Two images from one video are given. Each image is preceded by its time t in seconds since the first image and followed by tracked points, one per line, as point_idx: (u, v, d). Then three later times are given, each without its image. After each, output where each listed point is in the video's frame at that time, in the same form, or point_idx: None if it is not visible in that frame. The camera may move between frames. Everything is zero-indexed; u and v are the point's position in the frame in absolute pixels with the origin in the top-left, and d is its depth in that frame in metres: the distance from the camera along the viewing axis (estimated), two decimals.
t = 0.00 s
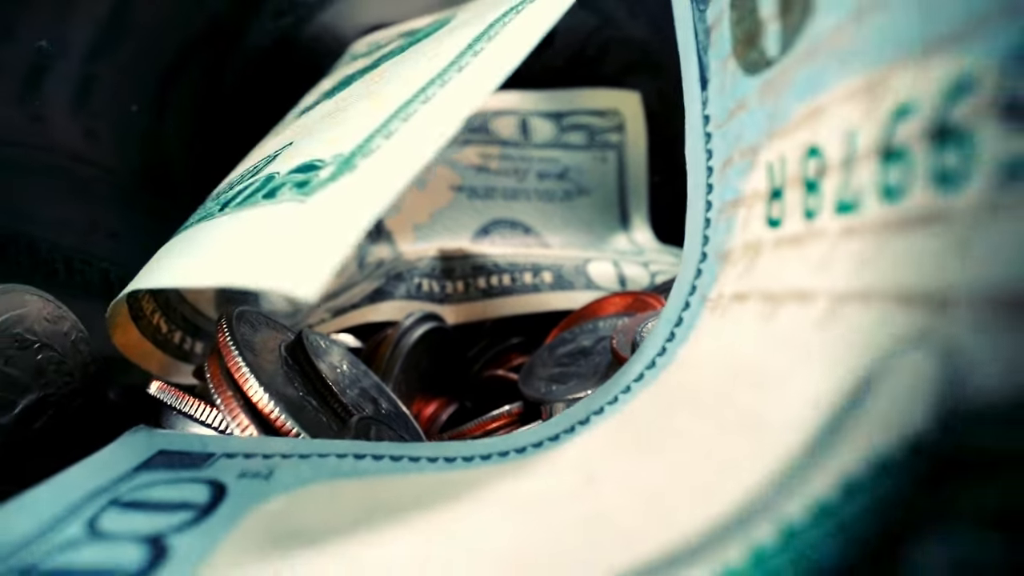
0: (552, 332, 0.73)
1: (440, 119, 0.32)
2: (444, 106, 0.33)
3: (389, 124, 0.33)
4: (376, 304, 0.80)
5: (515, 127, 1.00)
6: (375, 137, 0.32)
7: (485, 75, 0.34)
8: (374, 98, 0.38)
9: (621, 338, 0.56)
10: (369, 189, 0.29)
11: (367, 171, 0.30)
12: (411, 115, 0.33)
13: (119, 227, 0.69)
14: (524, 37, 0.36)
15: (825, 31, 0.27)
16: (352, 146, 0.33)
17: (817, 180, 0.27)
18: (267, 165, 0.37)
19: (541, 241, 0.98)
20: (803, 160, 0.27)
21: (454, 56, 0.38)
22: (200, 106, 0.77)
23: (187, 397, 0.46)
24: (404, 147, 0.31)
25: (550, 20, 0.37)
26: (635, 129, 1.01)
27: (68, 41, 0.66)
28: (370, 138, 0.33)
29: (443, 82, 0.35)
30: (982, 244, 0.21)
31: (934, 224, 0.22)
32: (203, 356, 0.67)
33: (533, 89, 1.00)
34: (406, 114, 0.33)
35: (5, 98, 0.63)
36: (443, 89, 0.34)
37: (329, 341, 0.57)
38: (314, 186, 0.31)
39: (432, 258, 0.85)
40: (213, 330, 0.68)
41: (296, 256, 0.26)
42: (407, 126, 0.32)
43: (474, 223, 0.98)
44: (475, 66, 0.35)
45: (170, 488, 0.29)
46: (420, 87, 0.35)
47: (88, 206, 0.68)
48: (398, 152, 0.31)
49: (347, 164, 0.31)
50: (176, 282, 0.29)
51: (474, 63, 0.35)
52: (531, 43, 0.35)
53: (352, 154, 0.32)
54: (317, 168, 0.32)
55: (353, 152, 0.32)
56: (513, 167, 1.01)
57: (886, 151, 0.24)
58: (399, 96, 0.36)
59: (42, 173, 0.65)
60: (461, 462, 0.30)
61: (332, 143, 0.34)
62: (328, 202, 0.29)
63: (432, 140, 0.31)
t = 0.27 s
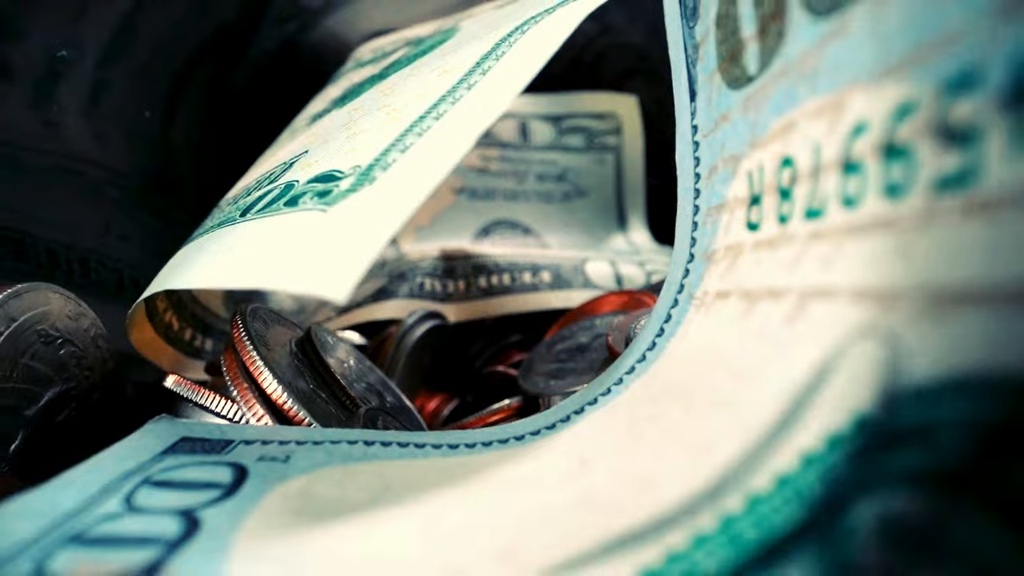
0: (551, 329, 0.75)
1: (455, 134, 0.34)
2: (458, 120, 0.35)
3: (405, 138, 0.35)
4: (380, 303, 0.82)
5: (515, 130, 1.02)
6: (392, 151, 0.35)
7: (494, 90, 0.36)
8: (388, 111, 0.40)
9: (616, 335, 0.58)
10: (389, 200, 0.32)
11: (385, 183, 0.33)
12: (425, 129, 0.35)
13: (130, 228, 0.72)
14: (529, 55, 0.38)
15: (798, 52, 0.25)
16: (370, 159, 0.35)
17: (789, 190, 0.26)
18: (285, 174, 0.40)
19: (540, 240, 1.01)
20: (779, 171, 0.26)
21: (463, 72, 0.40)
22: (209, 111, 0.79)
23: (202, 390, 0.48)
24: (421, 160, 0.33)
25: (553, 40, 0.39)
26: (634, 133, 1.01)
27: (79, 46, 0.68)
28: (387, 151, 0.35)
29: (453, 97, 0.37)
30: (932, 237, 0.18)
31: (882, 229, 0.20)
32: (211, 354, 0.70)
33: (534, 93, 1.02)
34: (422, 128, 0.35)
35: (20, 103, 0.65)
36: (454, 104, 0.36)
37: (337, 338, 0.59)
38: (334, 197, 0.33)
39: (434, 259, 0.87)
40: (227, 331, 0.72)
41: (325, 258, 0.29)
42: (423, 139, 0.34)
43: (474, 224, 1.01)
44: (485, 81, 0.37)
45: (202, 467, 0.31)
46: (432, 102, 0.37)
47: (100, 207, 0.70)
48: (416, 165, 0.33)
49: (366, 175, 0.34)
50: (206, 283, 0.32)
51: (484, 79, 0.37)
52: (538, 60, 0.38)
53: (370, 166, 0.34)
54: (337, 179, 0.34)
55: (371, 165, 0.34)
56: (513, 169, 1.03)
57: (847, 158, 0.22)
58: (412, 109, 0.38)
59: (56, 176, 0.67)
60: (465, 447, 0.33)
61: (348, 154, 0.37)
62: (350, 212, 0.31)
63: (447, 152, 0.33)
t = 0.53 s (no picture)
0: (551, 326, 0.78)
1: (462, 143, 0.36)
2: (465, 129, 0.37)
3: (415, 146, 0.37)
4: (384, 301, 0.84)
5: (516, 133, 1.04)
6: (403, 158, 0.37)
7: (498, 102, 0.38)
8: (397, 120, 0.42)
9: (613, 332, 0.60)
10: (401, 205, 0.34)
11: (398, 189, 0.35)
12: (434, 138, 0.37)
13: (142, 229, 0.75)
14: (531, 68, 0.41)
15: (775, 70, 0.27)
16: (382, 166, 0.37)
17: (768, 197, 0.27)
18: (298, 179, 0.42)
19: (539, 241, 1.03)
20: (759, 179, 0.28)
21: (468, 83, 0.42)
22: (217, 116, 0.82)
23: (217, 383, 0.50)
24: (432, 167, 0.35)
25: (553, 54, 0.41)
26: (632, 135, 1.02)
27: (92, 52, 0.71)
28: (398, 159, 0.37)
29: (460, 108, 0.39)
30: (881, 243, 0.20)
31: (839, 236, 0.22)
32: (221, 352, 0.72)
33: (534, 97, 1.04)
34: (430, 137, 0.38)
35: (34, 106, 0.68)
36: (460, 115, 0.38)
37: (344, 335, 0.61)
38: (349, 202, 0.35)
39: (437, 259, 0.90)
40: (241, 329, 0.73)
41: (344, 260, 0.31)
42: (432, 147, 0.37)
43: (475, 225, 1.03)
44: (489, 93, 0.39)
45: (225, 453, 0.33)
46: (440, 112, 0.40)
47: (113, 208, 0.72)
48: (426, 172, 0.35)
49: (378, 181, 0.36)
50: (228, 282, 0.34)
51: (489, 91, 0.40)
52: (540, 74, 0.40)
53: (382, 172, 0.36)
54: (351, 185, 0.37)
55: (382, 172, 0.37)
56: (514, 171, 1.05)
57: (812, 172, 0.24)
58: (419, 119, 0.40)
59: (70, 178, 0.70)
60: (468, 436, 0.35)
61: (358, 159, 0.39)
62: (365, 216, 0.34)
63: (454, 160, 0.36)
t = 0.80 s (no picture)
0: (550, 324, 0.80)
1: (472, 152, 0.39)
2: (473, 140, 0.40)
3: (426, 156, 0.40)
4: (388, 301, 0.86)
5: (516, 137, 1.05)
6: (415, 167, 0.39)
7: (505, 114, 0.41)
8: (407, 130, 0.45)
9: (609, 330, 0.63)
10: (414, 212, 0.37)
11: (410, 197, 0.37)
12: (446, 148, 0.40)
13: (155, 231, 0.77)
14: (536, 81, 0.43)
15: (755, 87, 0.30)
16: (395, 175, 0.40)
17: (749, 203, 0.30)
18: (314, 186, 0.45)
19: (540, 242, 1.04)
20: (741, 187, 0.31)
21: (474, 96, 0.45)
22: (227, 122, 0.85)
23: (232, 378, 0.53)
24: (443, 176, 0.38)
25: (552, 68, 0.44)
26: (627, 137, 1.05)
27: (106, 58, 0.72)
28: (411, 168, 0.39)
29: (468, 120, 0.41)
30: (846, 247, 0.22)
31: (808, 241, 0.24)
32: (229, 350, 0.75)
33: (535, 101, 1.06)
34: (442, 147, 0.40)
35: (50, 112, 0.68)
36: (470, 127, 0.41)
37: (351, 333, 0.64)
38: (365, 209, 0.38)
39: (439, 260, 0.91)
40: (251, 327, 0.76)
41: (358, 265, 0.35)
42: (443, 158, 0.39)
43: (476, 226, 1.05)
44: (496, 106, 0.42)
45: (244, 441, 0.35)
46: (449, 124, 0.42)
47: (125, 211, 0.74)
48: (437, 181, 0.38)
49: (393, 190, 0.38)
50: (251, 286, 0.37)
51: (496, 103, 0.42)
52: (542, 87, 0.42)
53: (396, 181, 0.39)
54: (366, 193, 0.39)
55: (396, 181, 0.39)
56: (514, 173, 1.06)
57: (786, 182, 0.26)
58: (430, 130, 0.43)
59: (84, 181, 0.70)
60: (472, 427, 0.37)
61: (370, 167, 0.42)
62: (382, 224, 0.37)
63: (464, 169, 0.38)
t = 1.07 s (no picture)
0: (550, 323, 0.82)
1: (475, 159, 0.40)
2: (476, 148, 0.42)
3: (433, 163, 0.42)
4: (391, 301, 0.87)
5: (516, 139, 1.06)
6: (421, 174, 0.41)
7: (507, 123, 0.43)
8: (413, 138, 0.47)
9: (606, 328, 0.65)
10: (421, 216, 0.39)
11: (417, 202, 0.39)
12: (451, 156, 0.42)
13: (164, 233, 0.79)
14: (536, 90, 0.45)
15: (740, 100, 0.32)
16: (403, 181, 0.42)
17: (735, 209, 0.31)
18: (323, 191, 0.47)
19: (539, 244, 1.07)
20: (728, 193, 0.32)
21: (478, 105, 0.47)
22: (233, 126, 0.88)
23: (243, 376, 0.55)
24: (448, 183, 0.40)
25: (551, 78, 0.45)
26: (625, 139, 1.07)
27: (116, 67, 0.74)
28: (418, 175, 0.41)
29: (472, 129, 0.43)
30: (818, 252, 0.24)
31: (786, 245, 0.26)
32: (239, 349, 0.76)
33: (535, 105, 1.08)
34: (446, 155, 0.42)
35: (61, 117, 0.69)
36: (473, 135, 0.43)
37: (357, 332, 0.66)
38: (375, 214, 0.40)
39: (441, 260, 0.92)
40: (258, 326, 0.78)
41: (371, 267, 0.37)
42: (448, 165, 0.41)
43: (477, 228, 1.06)
44: (499, 115, 0.44)
45: (259, 433, 0.37)
46: (454, 132, 0.44)
47: (134, 213, 0.76)
48: (442, 187, 0.40)
49: (401, 196, 0.40)
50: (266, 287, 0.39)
51: (498, 112, 0.44)
52: (542, 97, 0.44)
53: (404, 187, 0.41)
54: (375, 198, 0.41)
55: (404, 187, 0.41)
56: (515, 176, 1.08)
57: (768, 190, 0.28)
58: (434, 138, 0.45)
59: (93, 185, 0.72)
60: (475, 421, 0.39)
61: (378, 174, 0.44)
62: (391, 228, 0.39)
63: (467, 176, 0.40)
